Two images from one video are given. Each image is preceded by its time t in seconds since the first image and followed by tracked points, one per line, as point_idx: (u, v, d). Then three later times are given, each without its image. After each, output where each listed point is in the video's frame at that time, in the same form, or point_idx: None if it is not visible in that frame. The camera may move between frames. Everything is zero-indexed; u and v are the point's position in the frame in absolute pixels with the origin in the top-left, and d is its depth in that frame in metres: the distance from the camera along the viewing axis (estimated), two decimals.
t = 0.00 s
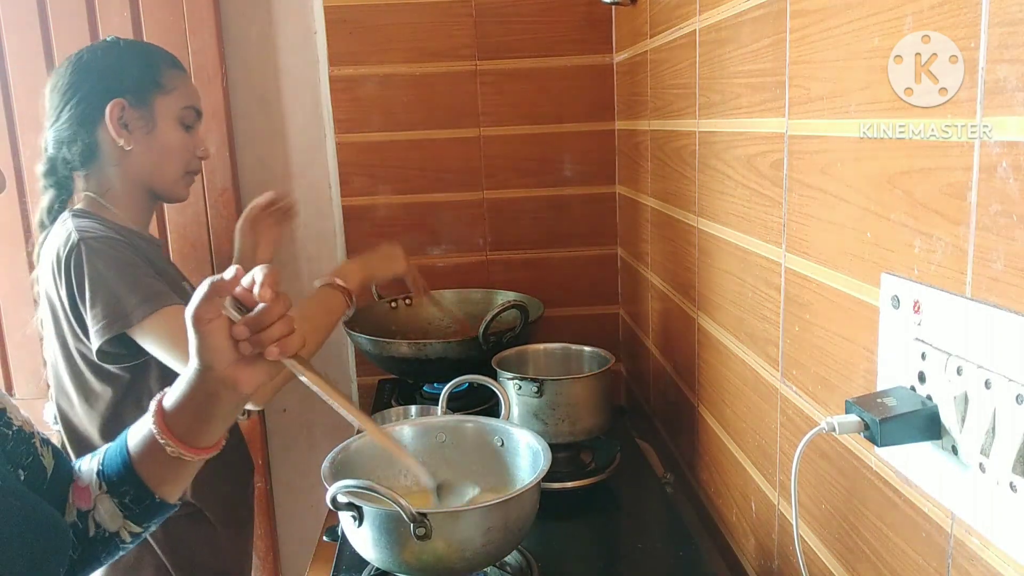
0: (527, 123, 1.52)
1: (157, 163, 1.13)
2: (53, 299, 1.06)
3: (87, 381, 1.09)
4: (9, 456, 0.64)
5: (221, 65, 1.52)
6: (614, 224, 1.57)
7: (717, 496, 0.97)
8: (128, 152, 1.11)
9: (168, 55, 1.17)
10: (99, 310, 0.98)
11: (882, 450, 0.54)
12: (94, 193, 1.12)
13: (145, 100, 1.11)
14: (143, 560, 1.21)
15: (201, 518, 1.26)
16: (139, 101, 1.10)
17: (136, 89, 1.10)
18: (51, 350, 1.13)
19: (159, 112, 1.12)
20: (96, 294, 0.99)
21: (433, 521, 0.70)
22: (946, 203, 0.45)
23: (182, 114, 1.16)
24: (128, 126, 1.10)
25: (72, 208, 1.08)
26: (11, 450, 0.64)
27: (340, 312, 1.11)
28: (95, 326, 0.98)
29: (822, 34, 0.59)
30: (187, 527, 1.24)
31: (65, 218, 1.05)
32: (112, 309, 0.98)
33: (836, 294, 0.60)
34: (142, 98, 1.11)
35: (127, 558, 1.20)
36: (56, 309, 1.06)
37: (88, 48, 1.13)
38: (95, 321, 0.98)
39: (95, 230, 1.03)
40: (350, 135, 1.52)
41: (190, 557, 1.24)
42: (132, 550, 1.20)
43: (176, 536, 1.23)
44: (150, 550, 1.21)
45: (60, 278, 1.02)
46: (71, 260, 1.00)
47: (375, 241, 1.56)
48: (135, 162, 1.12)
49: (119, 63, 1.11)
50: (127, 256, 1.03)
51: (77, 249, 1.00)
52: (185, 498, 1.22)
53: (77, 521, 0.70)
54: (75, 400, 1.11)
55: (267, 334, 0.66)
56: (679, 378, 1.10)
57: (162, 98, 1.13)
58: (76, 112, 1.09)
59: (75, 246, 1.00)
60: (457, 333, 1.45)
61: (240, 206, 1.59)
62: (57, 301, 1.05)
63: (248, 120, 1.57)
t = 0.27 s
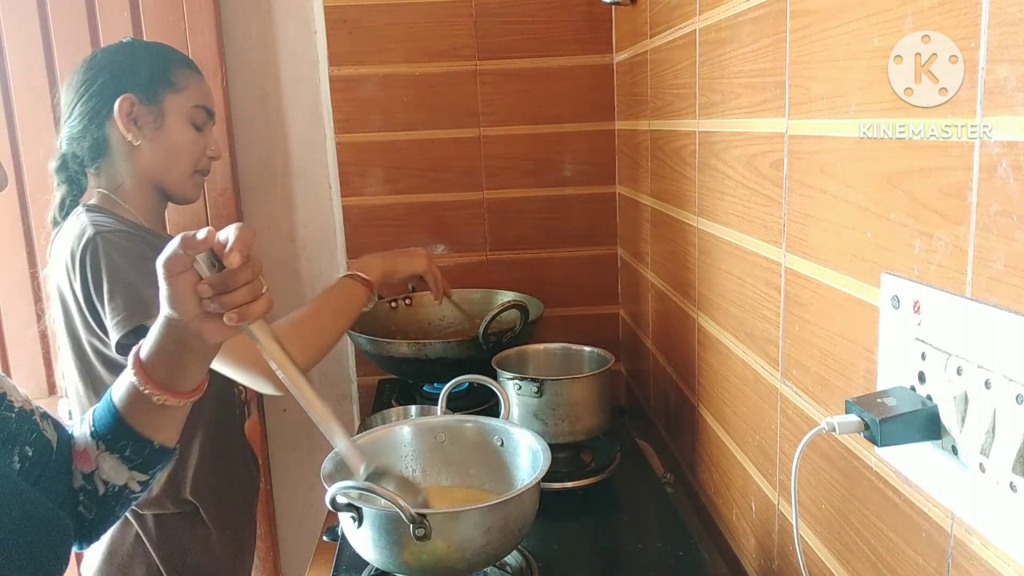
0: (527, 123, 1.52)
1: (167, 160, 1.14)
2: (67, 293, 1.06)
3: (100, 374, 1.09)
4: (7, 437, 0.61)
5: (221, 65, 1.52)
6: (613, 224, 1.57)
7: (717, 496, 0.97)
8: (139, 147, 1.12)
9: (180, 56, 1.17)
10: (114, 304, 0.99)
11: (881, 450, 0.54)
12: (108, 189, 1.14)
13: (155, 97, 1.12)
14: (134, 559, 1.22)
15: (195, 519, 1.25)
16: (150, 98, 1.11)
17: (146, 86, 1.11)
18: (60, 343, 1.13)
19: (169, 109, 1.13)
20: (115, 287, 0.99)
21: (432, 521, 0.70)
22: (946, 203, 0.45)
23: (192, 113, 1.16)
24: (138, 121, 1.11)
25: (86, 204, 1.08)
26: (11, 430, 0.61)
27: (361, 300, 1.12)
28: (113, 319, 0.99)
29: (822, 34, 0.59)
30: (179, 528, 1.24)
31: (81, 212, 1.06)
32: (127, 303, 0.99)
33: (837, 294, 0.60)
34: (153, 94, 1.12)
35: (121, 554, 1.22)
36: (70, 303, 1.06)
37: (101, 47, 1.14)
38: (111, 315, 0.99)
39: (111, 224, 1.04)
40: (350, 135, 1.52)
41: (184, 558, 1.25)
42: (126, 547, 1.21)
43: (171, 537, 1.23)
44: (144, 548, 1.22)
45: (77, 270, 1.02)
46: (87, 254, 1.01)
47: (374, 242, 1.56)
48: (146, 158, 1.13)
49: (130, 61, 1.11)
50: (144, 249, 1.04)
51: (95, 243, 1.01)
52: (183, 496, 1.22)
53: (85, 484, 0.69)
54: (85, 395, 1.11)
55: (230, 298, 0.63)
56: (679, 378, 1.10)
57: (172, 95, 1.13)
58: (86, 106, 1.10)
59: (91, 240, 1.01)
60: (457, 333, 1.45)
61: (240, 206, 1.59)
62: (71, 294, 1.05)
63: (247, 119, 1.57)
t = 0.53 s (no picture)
0: (527, 123, 1.52)
1: (192, 156, 1.20)
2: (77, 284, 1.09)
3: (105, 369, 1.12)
4: (10, 451, 0.61)
5: (221, 65, 1.52)
6: (614, 224, 1.57)
7: (717, 496, 0.97)
8: (169, 140, 1.18)
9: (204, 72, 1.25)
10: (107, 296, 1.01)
11: (881, 450, 0.54)
12: (130, 184, 1.18)
13: (190, 97, 1.20)
14: (148, 558, 1.25)
15: (208, 516, 1.30)
16: (186, 97, 1.19)
17: (185, 87, 1.19)
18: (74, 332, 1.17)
19: (202, 110, 1.21)
20: (110, 282, 1.01)
21: (432, 521, 0.70)
22: (946, 203, 0.45)
23: (219, 118, 1.24)
24: (174, 116, 1.18)
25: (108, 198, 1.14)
26: (12, 445, 0.61)
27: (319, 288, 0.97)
28: (105, 314, 1.01)
29: (822, 33, 0.59)
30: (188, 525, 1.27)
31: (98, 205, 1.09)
32: (120, 299, 1.01)
33: (837, 294, 0.60)
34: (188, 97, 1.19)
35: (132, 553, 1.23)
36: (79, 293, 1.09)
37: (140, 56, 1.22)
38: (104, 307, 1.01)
39: (122, 221, 1.06)
40: (350, 135, 1.52)
41: (195, 556, 1.27)
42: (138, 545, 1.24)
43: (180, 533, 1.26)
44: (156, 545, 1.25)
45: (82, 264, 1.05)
46: (94, 247, 1.03)
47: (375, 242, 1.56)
48: (173, 154, 1.19)
49: (168, 66, 1.20)
50: (149, 249, 1.06)
51: (100, 237, 1.03)
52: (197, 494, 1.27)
53: (89, 511, 0.67)
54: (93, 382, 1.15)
55: (276, 327, 0.63)
56: (679, 378, 1.10)
57: (205, 99, 1.22)
58: (122, 104, 1.17)
59: (99, 234, 1.03)
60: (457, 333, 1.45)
61: (240, 206, 1.59)
62: (79, 287, 1.08)
63: (248, 119, 1.57)
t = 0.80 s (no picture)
0: (527, 123, 1.52)
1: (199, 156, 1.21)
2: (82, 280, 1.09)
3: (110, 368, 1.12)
4: (19, 449, 0.62)
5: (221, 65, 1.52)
6: (614, 224, 1.57)
7: (717, 496, 0.97)
8: (176, 139, 1.19)
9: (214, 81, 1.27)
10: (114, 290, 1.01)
11: (881, 450, 0.54)
12: (136, 182, 1.18)
13: (199, 99, 1.21)
14: (148, 554, 1.25)
15: (207, 515, 1.30)
16: (194, 99, 1.20)
17: (193, 89, 1.21)
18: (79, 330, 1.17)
19: (209, 112, 1.22)
20: (115, 275, 1.01)
21: (432, 521, 0.70)
22: (946, 203, 0.45)
23: (227, 122, 1.26)
24: (181, 115, 1.19)
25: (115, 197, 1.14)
26: (23, 442, 0.62)
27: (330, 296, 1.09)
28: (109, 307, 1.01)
29: (822, 33, 0.59)
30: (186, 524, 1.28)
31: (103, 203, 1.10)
32: (127, 292, 1.01)
33: (837, 294, 0.60)
34: (195, 101, 1.21)
35: (132, 551, 1.24)
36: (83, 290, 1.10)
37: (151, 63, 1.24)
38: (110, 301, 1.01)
39: (127, 216, 1.07)
40: (350, 135, 1.52)
41: (193, 555, 1.28)
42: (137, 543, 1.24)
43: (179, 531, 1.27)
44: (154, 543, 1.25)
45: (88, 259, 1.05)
46: (99, 242, 1.04)
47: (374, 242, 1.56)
48: (180, 153, 1.20)
49: (178, 70, 1.22)
50: (155, 244, 1.06)
51: (106, 232, 1.04)
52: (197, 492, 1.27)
53: (85, 505, 0.67)
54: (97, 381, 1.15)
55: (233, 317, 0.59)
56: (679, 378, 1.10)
57: (213, 103, 1.23)
58: (131, 102, 1.17)
59: (105, 229, 1.04)
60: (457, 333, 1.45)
61: (240, 206, 1.59)
62: (85, 284, 1.09)
63: (247, 119, 1.57)
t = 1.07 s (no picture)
0: (527, 123, 1.52)
1: (205, 159, 1.22)
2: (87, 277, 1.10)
3: (111, 365, 1.13)
4: (28, 454, 0.63)
5: (221, 65, 1.52)
6: (614, 224, 1.57)
7: (717, 496, 0.97)
8: (183, 141, 1.19)
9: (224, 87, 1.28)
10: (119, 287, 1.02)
11: (881, 450, 0.54)
12: (143, 181, 1.18)
13: (207, 103, 1.22)
14: (148, 554, 1.28)
15: (207, 516, 1.32)
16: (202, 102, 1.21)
17: (201, 93, 1.21)
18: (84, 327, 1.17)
19: (216, 116, 1.22)
20: (121, 272, 1.02)
21: (432, 521, 0.70)
22: (946, 203, 0.45)
23: (233, 126, 1.26)
24: (189, 117, 1.19)
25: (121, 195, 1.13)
26: (30, 448, 0.63)
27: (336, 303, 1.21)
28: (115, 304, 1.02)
29: (822, 33, 0.59)
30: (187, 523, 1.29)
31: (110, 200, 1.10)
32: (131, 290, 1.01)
33: (837, 294, 0.60)
34: (203, 105, 1.21)
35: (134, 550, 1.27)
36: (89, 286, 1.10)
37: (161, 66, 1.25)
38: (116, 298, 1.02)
39: (134, 214, 1.07)
40: (350, 135, 1.52)
41: (192, 555, 1.30)
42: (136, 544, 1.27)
43: (180, 531, 1.28)
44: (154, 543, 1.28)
45: (94, 256, 1.06)
46: (105, 239, 1.04)
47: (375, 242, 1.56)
48: (187, 154, 1.20)
49: (187, 74, 1.22)
50: (161, 243, 1.06)
51: (112, 229, 1.04)
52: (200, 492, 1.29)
53: (95, 515, 0.68)
54: (100, 377, 1.16)
55: (261, 318, 0.65)
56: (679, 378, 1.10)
57: (220, 107, 1.23)
58: (141, 103, 1.18)
59: (111, 226, 1.04)
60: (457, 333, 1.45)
61: (240, 206, 1.59)
62: (91, 280, 1.09)
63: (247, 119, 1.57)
